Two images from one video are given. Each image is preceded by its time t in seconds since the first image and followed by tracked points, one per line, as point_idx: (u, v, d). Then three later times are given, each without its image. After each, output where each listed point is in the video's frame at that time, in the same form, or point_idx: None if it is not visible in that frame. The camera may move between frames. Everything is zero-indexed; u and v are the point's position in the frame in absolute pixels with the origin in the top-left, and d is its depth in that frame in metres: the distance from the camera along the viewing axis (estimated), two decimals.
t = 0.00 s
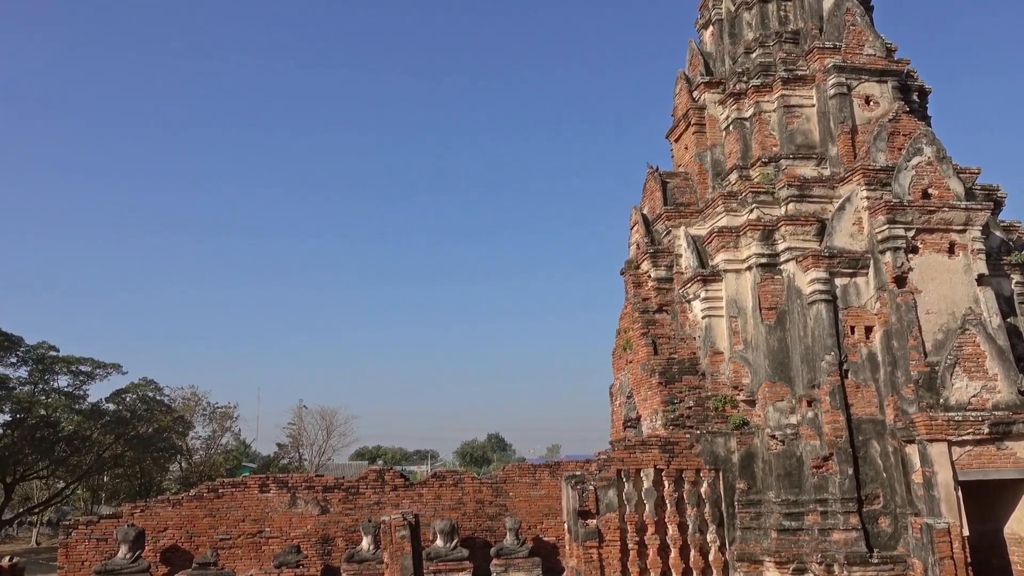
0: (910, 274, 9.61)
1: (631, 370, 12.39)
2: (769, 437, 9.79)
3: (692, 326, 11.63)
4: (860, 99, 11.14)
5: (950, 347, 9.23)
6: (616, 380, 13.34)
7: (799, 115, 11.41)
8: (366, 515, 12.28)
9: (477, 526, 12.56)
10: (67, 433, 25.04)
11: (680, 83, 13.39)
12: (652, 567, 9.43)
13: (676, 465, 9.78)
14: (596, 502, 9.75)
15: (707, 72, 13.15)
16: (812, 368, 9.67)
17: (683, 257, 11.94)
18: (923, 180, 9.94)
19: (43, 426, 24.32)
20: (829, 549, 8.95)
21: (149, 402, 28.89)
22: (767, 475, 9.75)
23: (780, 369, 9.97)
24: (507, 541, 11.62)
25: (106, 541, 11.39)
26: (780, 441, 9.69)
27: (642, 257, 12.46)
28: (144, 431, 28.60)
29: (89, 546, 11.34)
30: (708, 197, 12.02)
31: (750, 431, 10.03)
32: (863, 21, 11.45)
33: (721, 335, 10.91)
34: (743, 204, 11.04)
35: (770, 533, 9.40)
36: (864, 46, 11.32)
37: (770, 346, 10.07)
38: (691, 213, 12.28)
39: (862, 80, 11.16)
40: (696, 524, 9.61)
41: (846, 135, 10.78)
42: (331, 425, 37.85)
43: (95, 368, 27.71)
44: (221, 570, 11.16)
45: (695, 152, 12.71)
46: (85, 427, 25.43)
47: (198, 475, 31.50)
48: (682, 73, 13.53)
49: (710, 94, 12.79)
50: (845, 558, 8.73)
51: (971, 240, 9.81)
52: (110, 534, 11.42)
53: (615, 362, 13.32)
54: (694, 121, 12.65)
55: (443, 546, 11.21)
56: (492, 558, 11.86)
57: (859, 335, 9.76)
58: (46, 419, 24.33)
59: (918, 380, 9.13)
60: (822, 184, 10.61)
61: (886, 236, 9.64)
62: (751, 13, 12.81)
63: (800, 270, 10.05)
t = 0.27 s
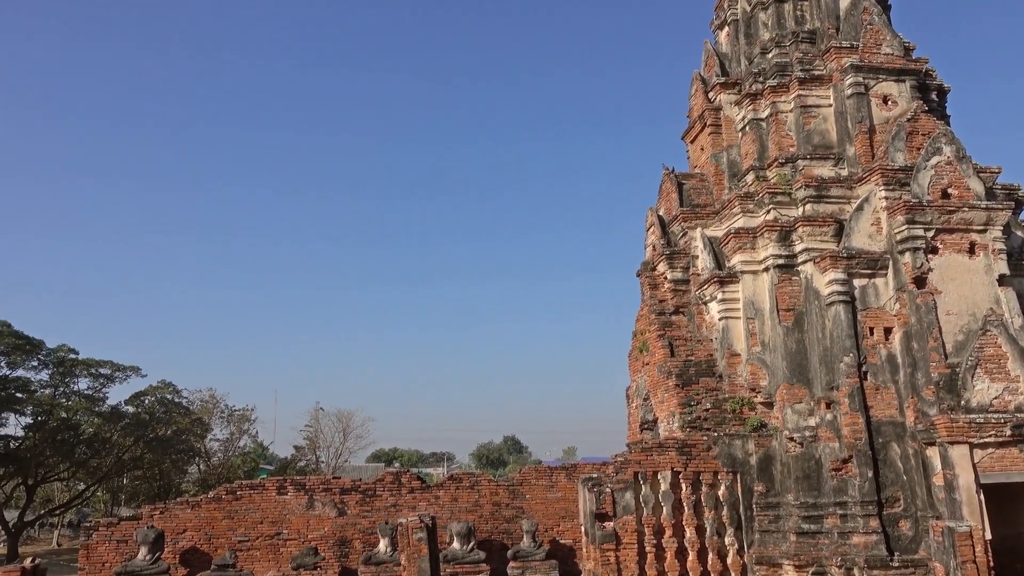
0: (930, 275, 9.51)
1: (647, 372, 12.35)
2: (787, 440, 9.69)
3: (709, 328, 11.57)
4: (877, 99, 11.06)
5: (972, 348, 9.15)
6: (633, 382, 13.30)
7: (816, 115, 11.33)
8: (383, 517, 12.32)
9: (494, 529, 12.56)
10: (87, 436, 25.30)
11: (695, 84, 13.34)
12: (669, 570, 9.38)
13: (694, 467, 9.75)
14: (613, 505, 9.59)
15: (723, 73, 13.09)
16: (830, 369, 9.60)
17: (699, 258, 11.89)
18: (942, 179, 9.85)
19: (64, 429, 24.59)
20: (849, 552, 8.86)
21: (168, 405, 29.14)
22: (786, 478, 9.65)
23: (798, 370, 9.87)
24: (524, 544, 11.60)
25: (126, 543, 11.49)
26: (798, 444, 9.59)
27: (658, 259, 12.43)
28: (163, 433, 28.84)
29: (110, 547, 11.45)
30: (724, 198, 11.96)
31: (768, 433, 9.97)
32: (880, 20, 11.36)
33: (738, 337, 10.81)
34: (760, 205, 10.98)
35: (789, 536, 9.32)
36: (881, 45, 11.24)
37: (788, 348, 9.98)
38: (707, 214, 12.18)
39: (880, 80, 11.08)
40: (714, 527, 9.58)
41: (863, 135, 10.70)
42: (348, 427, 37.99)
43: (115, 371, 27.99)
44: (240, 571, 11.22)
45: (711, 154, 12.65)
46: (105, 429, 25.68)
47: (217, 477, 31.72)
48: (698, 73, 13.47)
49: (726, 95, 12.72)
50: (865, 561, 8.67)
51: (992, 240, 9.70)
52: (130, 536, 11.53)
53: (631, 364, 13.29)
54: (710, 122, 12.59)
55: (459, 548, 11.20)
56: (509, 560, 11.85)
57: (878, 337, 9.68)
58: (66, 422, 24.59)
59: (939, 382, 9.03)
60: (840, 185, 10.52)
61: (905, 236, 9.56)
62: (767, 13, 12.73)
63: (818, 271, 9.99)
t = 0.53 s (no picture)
0: (948, 275, 9.48)
1: (662, 374, 12.31)
2: (804, 441, 9.64)
3: (725, 329, 11.51)
4: (895, 97, 10.96)
5: (991, 349, 9.13)
6: (648, 383, 13.26)
7: (832, 114, 11.26)
8: (399, 518, 12.34)
9: (510, 530, 12.57)
10: (106, 437, 25.52)
11: (710, 84, 13.28)
12: (686, 572, 9.35)
13: (710, 469, 9.70)
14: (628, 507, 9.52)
15: (738, 73, 13.02)
16: (847, 370, 9.52)
17: (715, 259, 11.84)
18: (960, 179, 9.80)
19: (83, 431, 24.93)
20: (867, 554, 8.81)
21: (185, 406, 29.35)
22: (803, 480, 9.60)
23: (815, 371, 9.80)
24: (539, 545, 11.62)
25: (145, 544, 11.58)
26: (815, 446, 9.56)
27: (674, 260, 12.38)
28: (181, 435, 29.05)
29: (129, 548, 11.55)
30: (740, 199, 11.89)
31: (785, 435, 9.89)
32: (897, 18, 11.28)
33: (754, 338, 10.77)
34: (776, 205, 10.91)
35: (807, 538, 9.24)
36: (898, 43, 11.14)
37: (805, 349, 9.93)
38: (722, 214, 12.13)
39: (897, 78, 10.98)
40: (731, 529, 9.54)
41: (880, 134, 10.62)
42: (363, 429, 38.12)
43: (132, 373, 28.22)
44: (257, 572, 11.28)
45: (726, 154, 12.60)
46: (123, 431, 25.89)
47: (233, 479, 31.92)
48: (713, 73, 13.41)
49: (741, 95, 12.66)
50: (884, 563, 8.58)
51: (1012, 239, 9.64)
52: (148, 537, 11.61)
53: (646, 365, 13.25)
54: (725, 122, 12.53)
55: (475, 549, 11.23)
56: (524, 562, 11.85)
57: (896, 337, 9.58)
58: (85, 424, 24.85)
59: (958, 382, 9.04)
60: (857, 185, 10.45)
61: (923, 236, 9.47)
62: (783, 12, 12.66)
63: (835, 271, 9.91)
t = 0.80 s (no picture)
0: (966, 274, 9.44)
1: (677, 374, 12.28)
2: (820, 441, 9.57)
3: (740, 328, 11.48)
4: (911, 95, 10.87)
5: (1010, 348, 9.09)
6: (663, 383, 13.22)
7: (847, 112, 11.18)
8: (414, 519, 12.38)
9: (525, 530, 12.57)
10: (124, 438, 25.71)
11: (724, 83, 13.23)
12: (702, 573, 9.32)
13: (725, 469, 9.67)
14: (644, 507, 9.61)
15: (752, 71, 12.96)
16: (864, 370, 9.46)
17: (729, 258, 11.79)
18: (978, 176, 9.72)
19: (101, 431, 25.03)
20: (885, 555, 8.74)
21: (201, 407, 29.52)
22: (819, 480, 9.52)
23: (832, 370, 9.75)
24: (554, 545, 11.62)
25: (162, 544, 11.68)
26: (832, 446, 9.47)
27: (688, 259, 12.35)
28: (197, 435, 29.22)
29: (147, 547, 11.64)
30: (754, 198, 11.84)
31: (801, 435, 9.83)
32: (913, 15, 11.19)
33: (769, 337, 10.72)
34: (791, 204, 10.85)
35: (824, 539, 9.16)
36: (914, 40, 11.06)
37: (821, 348, 9.85)
38: (737, 213, 12.09)
39: (913, 75, 10.89)
40: (747, 529, 9.50)
41: (896, 132, 10.54)
42: (378, 429, 38.24)
43: (149, 374, 28.44)
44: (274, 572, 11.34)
45: (740, 152, 12.55)
46: (141, 431, 26.10)
47: (249, 479, 32.11)
48: (726, 72, 13.36)
49: (755, 93, 12.61)
50: (902, 565, 8.52)
51: None
52: (166, 537, 11.70)
53: (661, 365, 13.22)
54: (739, 121, 12.48)
55: (490, 549, 11.25)
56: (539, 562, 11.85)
57: (913, 337, 9.48)
58: (103, 424, 25.01)
59: (976, 382, 8.99)
60: (873, 183, 10.37)
61: (940, 235, 9.41)
62: (797, 10, 12.59)
63: (851, 270, 9.84)
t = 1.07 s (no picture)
0: (984, 270, 9.33)
1: (692, 372, 12.24)
2: (837, 440, 9.51)
3: (754, 326, 11.43)
4: (927, 90, 10.77)
5: None
6: (677, 382, 13.18)
7: (863, 108, 11.10)
8: (429, 517, 12.41)
9: (539, 529, 12.58)
10: (141, 438, 25.92)
11: (738, 80, 13.17)
12: (717, 572, 9.29)
13: (741, 467, 9.63)
14: (659, 505, 9.68)
15: (766, 67, 12.90)
16: (880, 368, 9.39)
17: (744, 255, 11.74)
18: (996, 172, 9.63)
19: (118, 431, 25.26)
20: (902, 554, 8.68)
21: (217, 407, 29.71)
22: (835, 479, 9.46)
23: (848, 368, 9.69)
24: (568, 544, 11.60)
25: (180, 542, 11.77)
26: (847, 444, 9.40)
27: (702, 257, 12.31)
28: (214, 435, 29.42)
29: (165, 546, 11.74)
30: (769, 195, 11.78)
31: (817, 433, 9.79)
32: (929, 10, 11.09)
33: (784, 335, 10.68)
34: (806, 201, 10.80)
35: (840, 538, 9.16)
36: (931, 35, 10.96)
37: (837, 346, 9.80)
38: (751, 211, 12.04)
39: (930, 71, 10.80)
40: (762, 528, 9.44)
41: (913, 128, 10.46)
42: (392, 428, 38.34)
43: (166, 374, 28.67)
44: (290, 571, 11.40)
45: (755, 150, 12.50)
46: (158, 431, 26.30)
47: (265, 478, 32.30)
48: (740, 69, 13.30)
49: (770, 90, 12.53)
50: (919, 563, 8.45)
51: None
52: (183, 535, 11.80)
53: (675, 364, 13.19)
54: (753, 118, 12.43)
55: (505, 548, 11.25)
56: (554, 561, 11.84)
57: (930, 334, 9.42)
58: (120, 424, 25.23)
59: (995, 380, 8.87)
60: (889, 179, 10.27)
61: (958, 231, 9.35)
62: (812, 6, 12.51)
63: (867, 268, 9.77)
